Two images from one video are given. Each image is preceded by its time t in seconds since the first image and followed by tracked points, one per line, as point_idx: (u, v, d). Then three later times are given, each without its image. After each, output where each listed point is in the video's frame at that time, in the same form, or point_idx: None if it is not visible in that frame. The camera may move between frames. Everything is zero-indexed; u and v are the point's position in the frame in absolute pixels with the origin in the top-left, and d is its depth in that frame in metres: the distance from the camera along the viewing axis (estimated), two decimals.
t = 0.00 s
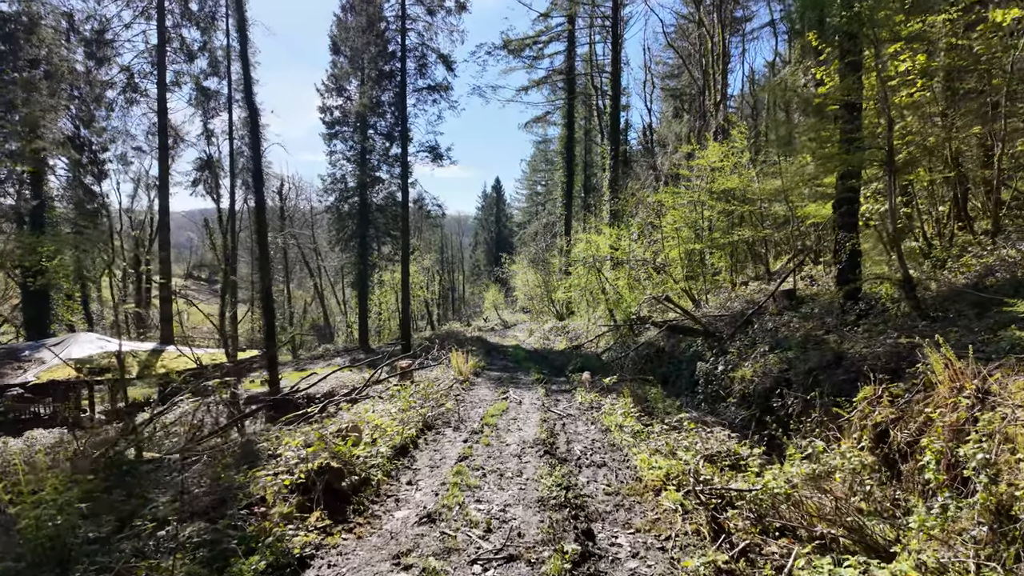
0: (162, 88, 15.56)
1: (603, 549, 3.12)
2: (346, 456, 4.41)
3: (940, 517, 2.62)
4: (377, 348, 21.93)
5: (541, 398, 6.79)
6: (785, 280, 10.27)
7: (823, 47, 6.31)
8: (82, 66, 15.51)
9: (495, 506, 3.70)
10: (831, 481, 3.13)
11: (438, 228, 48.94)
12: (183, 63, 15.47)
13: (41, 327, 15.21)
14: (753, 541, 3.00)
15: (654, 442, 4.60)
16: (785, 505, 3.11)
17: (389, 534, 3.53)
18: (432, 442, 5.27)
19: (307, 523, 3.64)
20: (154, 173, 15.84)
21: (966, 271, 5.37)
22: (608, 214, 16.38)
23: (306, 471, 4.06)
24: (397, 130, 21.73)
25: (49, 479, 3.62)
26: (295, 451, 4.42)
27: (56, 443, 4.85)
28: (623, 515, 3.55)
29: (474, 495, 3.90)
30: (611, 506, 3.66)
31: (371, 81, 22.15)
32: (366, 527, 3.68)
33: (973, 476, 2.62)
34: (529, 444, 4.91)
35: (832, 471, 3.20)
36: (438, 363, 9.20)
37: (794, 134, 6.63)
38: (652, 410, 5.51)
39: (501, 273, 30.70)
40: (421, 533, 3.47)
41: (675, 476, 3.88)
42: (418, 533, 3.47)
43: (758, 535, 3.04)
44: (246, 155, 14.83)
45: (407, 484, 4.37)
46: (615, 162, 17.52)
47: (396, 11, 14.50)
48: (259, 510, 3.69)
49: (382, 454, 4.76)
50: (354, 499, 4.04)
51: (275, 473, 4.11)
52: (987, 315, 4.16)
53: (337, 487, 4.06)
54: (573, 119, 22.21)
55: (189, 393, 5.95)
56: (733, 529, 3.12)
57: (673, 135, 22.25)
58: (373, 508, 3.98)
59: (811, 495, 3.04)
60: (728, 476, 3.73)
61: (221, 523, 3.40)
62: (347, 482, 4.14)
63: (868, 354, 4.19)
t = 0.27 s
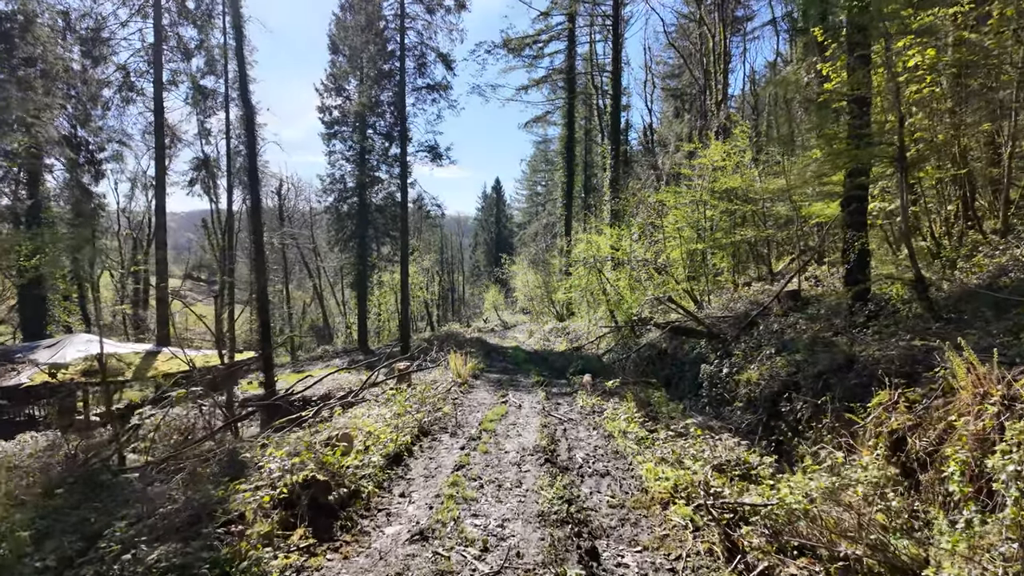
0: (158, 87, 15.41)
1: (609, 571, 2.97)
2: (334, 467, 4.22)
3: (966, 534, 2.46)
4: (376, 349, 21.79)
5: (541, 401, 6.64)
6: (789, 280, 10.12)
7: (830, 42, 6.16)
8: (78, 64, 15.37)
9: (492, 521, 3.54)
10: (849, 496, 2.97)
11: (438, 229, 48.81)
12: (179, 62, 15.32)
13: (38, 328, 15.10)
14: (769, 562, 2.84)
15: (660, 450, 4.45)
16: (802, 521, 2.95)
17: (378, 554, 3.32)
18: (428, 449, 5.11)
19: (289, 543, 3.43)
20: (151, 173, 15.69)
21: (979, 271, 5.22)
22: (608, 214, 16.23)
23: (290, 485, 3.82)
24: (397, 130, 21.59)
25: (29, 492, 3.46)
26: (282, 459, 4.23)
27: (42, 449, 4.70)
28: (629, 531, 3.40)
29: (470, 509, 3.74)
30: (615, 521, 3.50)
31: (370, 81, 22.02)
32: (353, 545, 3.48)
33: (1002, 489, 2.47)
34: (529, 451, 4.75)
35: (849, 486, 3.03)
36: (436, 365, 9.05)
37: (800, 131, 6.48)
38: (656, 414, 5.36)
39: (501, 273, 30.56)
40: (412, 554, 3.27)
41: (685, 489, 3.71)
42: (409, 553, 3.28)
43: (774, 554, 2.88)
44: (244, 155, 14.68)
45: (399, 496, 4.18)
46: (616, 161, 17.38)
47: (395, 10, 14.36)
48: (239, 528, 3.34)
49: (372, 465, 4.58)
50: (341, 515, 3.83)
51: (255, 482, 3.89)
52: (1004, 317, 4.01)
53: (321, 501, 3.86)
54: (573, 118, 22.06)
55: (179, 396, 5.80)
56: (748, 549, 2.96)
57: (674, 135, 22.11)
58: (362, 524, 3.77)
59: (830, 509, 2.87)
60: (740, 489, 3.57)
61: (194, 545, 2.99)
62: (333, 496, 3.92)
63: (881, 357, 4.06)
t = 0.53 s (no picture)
0: (155, 84, 15.23)
1: None
2: (322, 476, 4.03)
3: (1007, 550, 2.26)
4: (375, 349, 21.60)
5: (543, 403, 6.47)
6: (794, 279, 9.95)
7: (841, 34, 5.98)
8: (74, 62, 15.19)
9: (494, 534, 3.35)
10: (881, 506, 2.77)
11: (437, 229, 48.63)
12: (176, 58, 15.13)
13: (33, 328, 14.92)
14: None
15: (669, 456, 4.28)
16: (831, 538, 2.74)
17: (369, 571, 3.11)
18: (427, 454, 4.93)
19: (270, 560, 3.20)
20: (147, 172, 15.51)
21: (996, 268, 5.05)
22: (610, 213, 16.06)
23: (271, 497, 3.59)
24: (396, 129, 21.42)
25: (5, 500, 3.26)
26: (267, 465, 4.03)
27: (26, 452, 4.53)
28: (642, 545, 3.21)
29: (469, 521, 3.55)
30: (627, 534, 3.31)
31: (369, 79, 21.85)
32: (341, 563, 3.27)
33: None
34: (531, 456, 4.58)
35: (879, 497, 2.83)
36: (436, 366, 8.88)
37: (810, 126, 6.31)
38: (662, 417, 5.20)
39: (501, 273, 30.39)
40: (406, 572, 3.06)
41: (702, 499, 3.51)
42: (403, 571, 3.06)
43: (801, 571, 2.67)
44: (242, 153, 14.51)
45: (393, 506, 3.99)
46: (618, 160, 17.21)
47: (395, 7, 14.18)
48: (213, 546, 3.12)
49: (364, 473, 4.39)
50: (328, 529, 3.63)
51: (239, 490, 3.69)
52: None
53: (306, 514, 3.66)
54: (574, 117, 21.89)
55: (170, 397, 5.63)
56: (773, 565, 2.76)
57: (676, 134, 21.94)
58: (352, 538, 3.57)
59: (859, 521, 2.68)
60: (760, 500, 3.37)
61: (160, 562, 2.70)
62: (320, 508, 3.72)
63: (902, 357, 3.92)
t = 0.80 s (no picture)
0: (151, 84, 15.07)
1: None
2: (308, 492, 3.84)
3: None
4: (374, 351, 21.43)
5: (543, 408, 6.33)
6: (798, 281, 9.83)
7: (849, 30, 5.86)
8: (69, 60, 15.06)
9: (492, 555, 3.20)
10: (908, 528, 2.60)
11: (436, 230, 48.48)
12: (173, 57, 14.97)
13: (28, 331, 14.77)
14: None
15: (675, 466, 4.13)
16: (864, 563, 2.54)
17: None
18: (423, 464, 4.78)
19: None
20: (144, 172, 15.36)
21: (1009, 270, 4.93)
22: (610, 214, 15.92)
23: (252, 518, 3.36)
24: (395, 129, 21.30)
25: None
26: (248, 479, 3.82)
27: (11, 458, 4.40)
28: (651, 567, 3.03)
29: (465, 540, 3.40)
30: (634, 555, 3.15)
31: (368, 79, 21.73)
32: None
33: None
34: (531, 467, 4.43)
35: (906, 518, 2.66)
36: (434, 369, 8.74)
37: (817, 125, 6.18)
38: (667, 424, 5.05)
39: (500, 274, 30.24)
40: None
41: (713, 516, 3.35)
42: None
43: None
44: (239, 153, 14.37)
45: (385, 523, 3.82)
46: (618, 160, 17.10)
47: (394, 7, 14.11)
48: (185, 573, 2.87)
49: (354, 487, 4.21)
50: (314, 551, 3.45)
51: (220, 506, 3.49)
52: None
53: (289, 535, 3.46)
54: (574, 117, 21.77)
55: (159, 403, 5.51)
56: None
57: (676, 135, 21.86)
58: (341, 560, 3.40)
59: (885, 543, 2.52)
60: (773, 519, 3.21)
61: None
62: (305, 528, 3.52)
63: (917, 362, 3.82)
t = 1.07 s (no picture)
0: (145, 81, 14.86)
1: None
2: (283, 503, 3.65)
3: None
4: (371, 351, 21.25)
5: (540, 410, 6.15)
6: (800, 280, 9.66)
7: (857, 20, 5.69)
8: (62, 57, 14.85)
9: (484, 571, 3.02)
10: (939, 545, 2.41)
11: (435, 229, 48.28)
12: (167, 54, 14.76)
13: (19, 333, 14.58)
14: None
15: (678, 472, 3.96)
16: None
17: None
18: (413, 470, 4.61)
19: None
20: (137, 171, 15.17)
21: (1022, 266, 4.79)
22: (609, 213, 15.74)
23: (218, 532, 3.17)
24: (392, 128, 21.11)
25: None
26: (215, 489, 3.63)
27: None
28: None
29: (453, 556, 3.22)
30: (637, 571, 2.96)
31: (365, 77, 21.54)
32: None
33: None
34: (527, 472, 4.26)
35: (937, 535, 2.47)
36: (429, 370, 8.56)
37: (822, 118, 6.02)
38: (669, 427, 4.88)
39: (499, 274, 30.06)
40: None
41: (723, 527, 3.17)
42: None
43: None
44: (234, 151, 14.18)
45: (368, 536, 3.65)
46: (617, 158, 16.95)
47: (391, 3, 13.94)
48: None
49: (337, 497, 4.02)
50: (284, 569, 3.28)
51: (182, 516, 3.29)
52: None
53: (258, 552, 3.29)
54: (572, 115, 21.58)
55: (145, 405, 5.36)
56: None
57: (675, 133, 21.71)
58: None
59: (913, 561, 2.36)
60: (786, 532, 3.03)
61: None
62: (272, 545, 3.34)
63: (931, 362, 3.67)
